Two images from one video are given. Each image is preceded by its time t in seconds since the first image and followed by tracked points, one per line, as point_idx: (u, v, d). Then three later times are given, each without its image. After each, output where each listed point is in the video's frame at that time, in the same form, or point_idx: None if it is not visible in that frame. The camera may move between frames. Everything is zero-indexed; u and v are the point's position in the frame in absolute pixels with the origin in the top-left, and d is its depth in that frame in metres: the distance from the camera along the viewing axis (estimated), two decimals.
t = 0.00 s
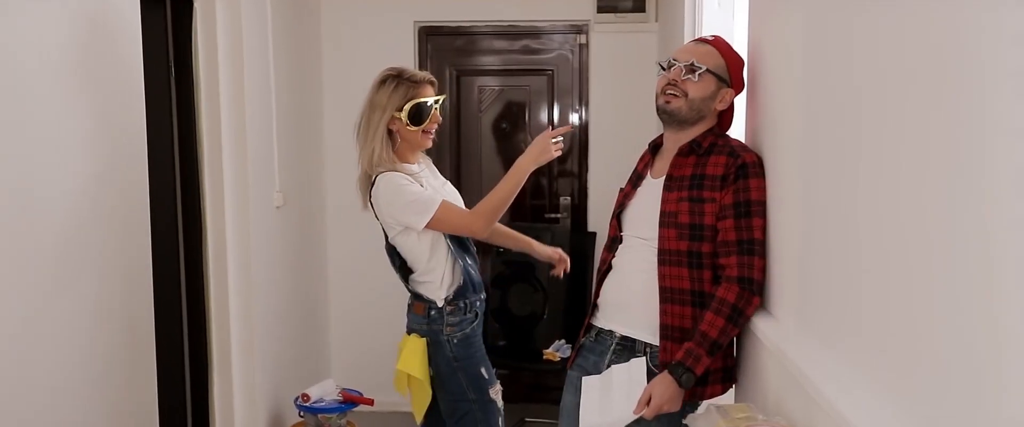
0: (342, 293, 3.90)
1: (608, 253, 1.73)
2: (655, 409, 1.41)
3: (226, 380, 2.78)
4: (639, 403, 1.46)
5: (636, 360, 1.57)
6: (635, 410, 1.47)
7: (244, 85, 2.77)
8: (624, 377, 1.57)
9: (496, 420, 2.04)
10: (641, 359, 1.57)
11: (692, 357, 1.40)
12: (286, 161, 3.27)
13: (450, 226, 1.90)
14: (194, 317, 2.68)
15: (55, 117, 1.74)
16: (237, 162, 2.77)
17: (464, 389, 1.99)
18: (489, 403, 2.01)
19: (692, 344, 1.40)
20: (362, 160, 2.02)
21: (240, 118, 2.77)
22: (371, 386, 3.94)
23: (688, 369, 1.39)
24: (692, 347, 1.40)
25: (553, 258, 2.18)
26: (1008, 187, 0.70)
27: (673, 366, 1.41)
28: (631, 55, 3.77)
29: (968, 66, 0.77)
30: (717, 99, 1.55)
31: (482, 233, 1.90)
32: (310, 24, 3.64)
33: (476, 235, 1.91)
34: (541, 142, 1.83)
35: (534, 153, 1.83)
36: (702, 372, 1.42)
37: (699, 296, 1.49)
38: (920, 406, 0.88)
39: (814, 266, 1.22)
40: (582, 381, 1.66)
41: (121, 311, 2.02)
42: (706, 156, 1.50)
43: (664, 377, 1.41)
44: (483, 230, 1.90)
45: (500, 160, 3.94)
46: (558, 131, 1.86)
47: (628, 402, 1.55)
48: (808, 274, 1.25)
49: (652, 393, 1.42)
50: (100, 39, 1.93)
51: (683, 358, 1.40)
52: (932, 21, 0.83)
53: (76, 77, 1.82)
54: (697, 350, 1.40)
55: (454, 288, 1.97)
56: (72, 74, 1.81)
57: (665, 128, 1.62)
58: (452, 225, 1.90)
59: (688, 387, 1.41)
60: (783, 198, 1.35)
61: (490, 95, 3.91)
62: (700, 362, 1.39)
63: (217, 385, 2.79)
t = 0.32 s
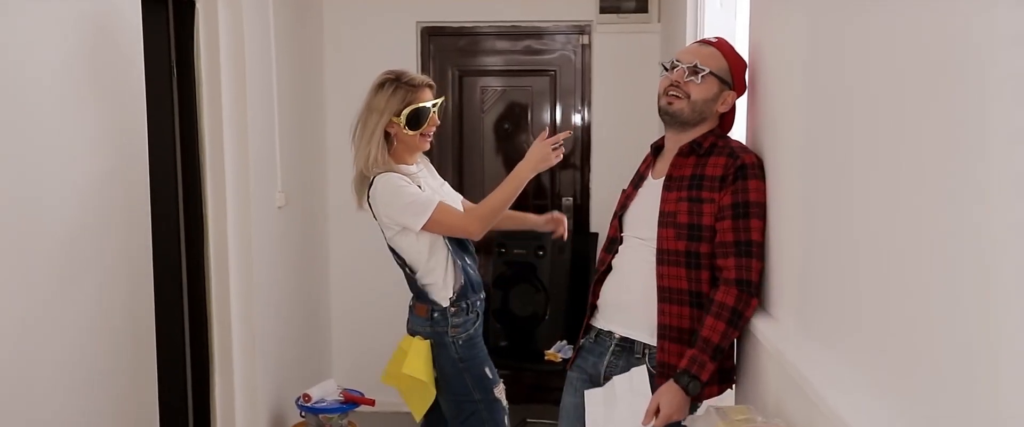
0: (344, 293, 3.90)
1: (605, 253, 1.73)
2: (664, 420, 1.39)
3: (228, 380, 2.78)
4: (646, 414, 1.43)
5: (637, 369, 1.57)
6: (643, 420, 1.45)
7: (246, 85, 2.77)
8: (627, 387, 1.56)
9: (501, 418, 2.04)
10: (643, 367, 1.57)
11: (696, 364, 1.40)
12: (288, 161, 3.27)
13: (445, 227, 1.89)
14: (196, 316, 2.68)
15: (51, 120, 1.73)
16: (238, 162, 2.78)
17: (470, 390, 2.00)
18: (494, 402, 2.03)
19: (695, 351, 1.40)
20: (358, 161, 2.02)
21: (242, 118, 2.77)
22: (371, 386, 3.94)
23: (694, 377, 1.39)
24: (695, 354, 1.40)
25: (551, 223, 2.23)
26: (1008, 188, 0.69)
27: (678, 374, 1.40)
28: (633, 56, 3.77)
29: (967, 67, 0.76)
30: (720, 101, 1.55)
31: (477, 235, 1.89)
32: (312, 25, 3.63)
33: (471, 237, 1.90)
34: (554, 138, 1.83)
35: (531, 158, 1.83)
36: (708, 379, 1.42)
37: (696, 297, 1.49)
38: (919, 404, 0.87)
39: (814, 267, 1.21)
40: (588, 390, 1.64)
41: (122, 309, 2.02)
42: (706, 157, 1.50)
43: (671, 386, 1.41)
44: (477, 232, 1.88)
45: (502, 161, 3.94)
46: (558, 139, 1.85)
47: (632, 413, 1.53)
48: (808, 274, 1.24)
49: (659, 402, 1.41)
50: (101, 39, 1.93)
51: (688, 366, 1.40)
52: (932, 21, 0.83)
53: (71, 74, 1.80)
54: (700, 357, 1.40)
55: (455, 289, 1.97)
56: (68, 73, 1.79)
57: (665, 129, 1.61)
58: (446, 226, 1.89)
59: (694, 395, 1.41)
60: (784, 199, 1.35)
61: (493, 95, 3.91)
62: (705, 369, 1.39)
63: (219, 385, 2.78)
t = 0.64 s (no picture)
0: (346, 292, 3.91)
1: (604, 251, 1.72)
2: (671, 423, 1.38)
3: (230, 378, 2.78)
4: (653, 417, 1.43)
5: (642, 375, 1.58)
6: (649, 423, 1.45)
7: (248, 84, 2.77)
8: (631, 392, 1.58)
9: (507, 414, 2.04)
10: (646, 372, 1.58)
11: (701, 366, 1.39)
12: (290, 160, 3.27)
13: (447, 222, 1.90)
14: (196, 314, 2.69)
15: (51, 120, 1.73)
16: (240, 160, 2.78)
17: (475, 387, 2.01)
18: (499, 397, 2.03)
19: (700, 354, 1.40)
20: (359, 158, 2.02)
21: (243, 116, 2.77)
22: (372, 385, 3.95)
23: (698, 379, 1.39)
24: (700, 356, 1.40)
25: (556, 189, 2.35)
26: (1008, 187, 0.69)
27: (683, 376, 1.40)
28: (635, 55, 3.76)
29: (966, 67, 0.76)
30: (721, 101, 1.54)
31: (479, 227, 1.89)
32: (315, 23, 3.64)
33: (475, 229, 1.90)
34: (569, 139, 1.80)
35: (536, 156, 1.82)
36: (713, 381, 1.41)
37: (694, 295, 1.48)
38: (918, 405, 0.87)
39: (814, 267, 1.21)
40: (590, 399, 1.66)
41: (122, 308, 2.02)
42: (706, 156, 1.50)
43: (676, 389, 1.40)
44: (480, 225, 1.89)
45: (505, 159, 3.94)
46: (566, 143, 1.81)
47: (638, 416, 1.58)
48: (808, 274, 1.24)
49: (665, 405, 1.40)
50: (102, 39, 1.93)
51: (693, 368, 1.40)
52: (932, 21, 0.82)
53: (72, 74, 1.80)
54: (705, 359, 1.39)
55: (457, 286, 1.97)
56: (69, 73, 1.79)
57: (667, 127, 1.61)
58: (448, 221, 1.90)
59: (700, 397, 1.40)
60: (784, 199, 1.34)
61: (495, 94, 3.91)
62: (710, 371, 1.39)
63: (219, 382, 2.78)
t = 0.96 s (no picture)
0: (348, 291, 3.91)
1: (604, 250, 1.71)
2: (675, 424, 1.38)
3: (230, 377, 2.78)
4: (658, 419, 1.43)
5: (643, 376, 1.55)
6: (655, 425, 1.45)
7: (250, 83, 2.77)
8: (632, 394, 1.55)
9: (510, 414, 2.03)
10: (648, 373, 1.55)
11: (705, 367, 1.38)
12: (292, 159, 3.27)
13: (453, 215, 1.89)
14: (197, 313, 2.69)
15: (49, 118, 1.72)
16: (241, 159, 2.77)
17: (478, 386, 2.00)
18: (502, 397, 2.01)
19: (703, 355, 1.39)
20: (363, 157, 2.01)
21: (245, 116, 2.77)
22: (372, 383, 3.95)
23: (702, 380, 1.38)
24: (703, 357, 1.39)
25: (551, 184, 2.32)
26: (1008, 190, 0.68)
27: (686, 377, 1.40)
28: (637, 54, 3.75)
29: (965, 67, 0.75)
30: (722, 100, 1.53)
31: (487, 217, 1.87)
32: (317, 22, 3.63)
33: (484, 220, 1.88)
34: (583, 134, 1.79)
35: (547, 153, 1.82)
36: (717, 383, 1.41)
37: (694, 295, 1.47)
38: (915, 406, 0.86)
39: (814, 268, 1.20)
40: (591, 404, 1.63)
41: (121, 307, 2.02)
42: (706, 155, 1.49)
43: (680, 392, 1.40)
44: (488, 215, 1.86)
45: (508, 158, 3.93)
46: (579, 142, 1.81)
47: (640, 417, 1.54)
48: (808, 275, 1.23)
49: (670, 407, 1.40)
50: (102, 38, 1.92)
51: (697, 369, 1.39)
52: (932, 22, 0.81)
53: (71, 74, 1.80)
54: (709, 360, 1.38)
55: (461, 285, 1.96)
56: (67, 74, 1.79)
57: (668, 127, 1.60)
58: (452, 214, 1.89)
59: (703, 397, 1.40)
60: (784, 199, 1.34)
61: (498, 92, 3.90)
62: (714, 373, 1.38)
63: (220, 382, 2.78)
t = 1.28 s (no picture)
0: (349, 292, 3.91)
1: (603, 251, 1.71)
2: None
3: (231, 378, 2.77)
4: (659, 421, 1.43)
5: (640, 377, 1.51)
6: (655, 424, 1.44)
7: (251, 83, 2.77)
8: (631, 396, 1.51)
9: (513, 417, 2.03)
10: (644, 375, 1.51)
11: (707, 370, 1.38)
12: (294, 160, 3.27)
13: (463, 211, 1.88)
14: (198, 313, 2.68)
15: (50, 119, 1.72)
16: (243, 160, 2.78)
17: (482, 389, 1.98)
18: (505, 400, 2.01)
19: (705, 358, 1.38)
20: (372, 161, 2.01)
21: (247, 117, 2.77)
22: (373, 384, 3.94)
23: (704, 383, 1.38)
24: (705, 360, 1.38)
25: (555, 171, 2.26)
26: (1008, 191, 0.67)
27: (688, 381, 1.39)
28: (639, 55, 3.75)
29: (966, 66, 0.74)
30: (722, 102, 1.53)
31: (497, 211, 1.86)
32: (320, 23, 3.63)
33: (494, 214, 1.88)
34: (596, 130, 1.77)
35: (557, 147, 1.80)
36: (719, 386, 1.40)
37: (693, 297, 1.47)
38: (915, 412, 0.85)
39: (814, 270, 1.19)
40: (587, 410, 1.59)
41: (120, 307, 2.02)
42: (707, 157, 1.49)
43: (681, 395, 1.39)
44: (499, 209, 1.86)
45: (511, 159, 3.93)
46: (591, 138, 1.79)
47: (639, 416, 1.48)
48: (808, 278, 1.22)
49: (672, 410, 1.39)
50: (101, 39, 1.92)
51: (698, 372, 1.38)
52: (932, 23, 0.80)
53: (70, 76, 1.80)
54: (710, 363, 1.38)
55: (467, 287, 1.96)
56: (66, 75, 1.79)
57: (669, 129, 1.59)
58: (462, 210, 1.88)
59: (706, 400, 1.39)
60: (784, 200, 1.33)
61: (501, 93, 3.90)
62: (716, 376, 1.38)
63: (221, 383, 2.77)
